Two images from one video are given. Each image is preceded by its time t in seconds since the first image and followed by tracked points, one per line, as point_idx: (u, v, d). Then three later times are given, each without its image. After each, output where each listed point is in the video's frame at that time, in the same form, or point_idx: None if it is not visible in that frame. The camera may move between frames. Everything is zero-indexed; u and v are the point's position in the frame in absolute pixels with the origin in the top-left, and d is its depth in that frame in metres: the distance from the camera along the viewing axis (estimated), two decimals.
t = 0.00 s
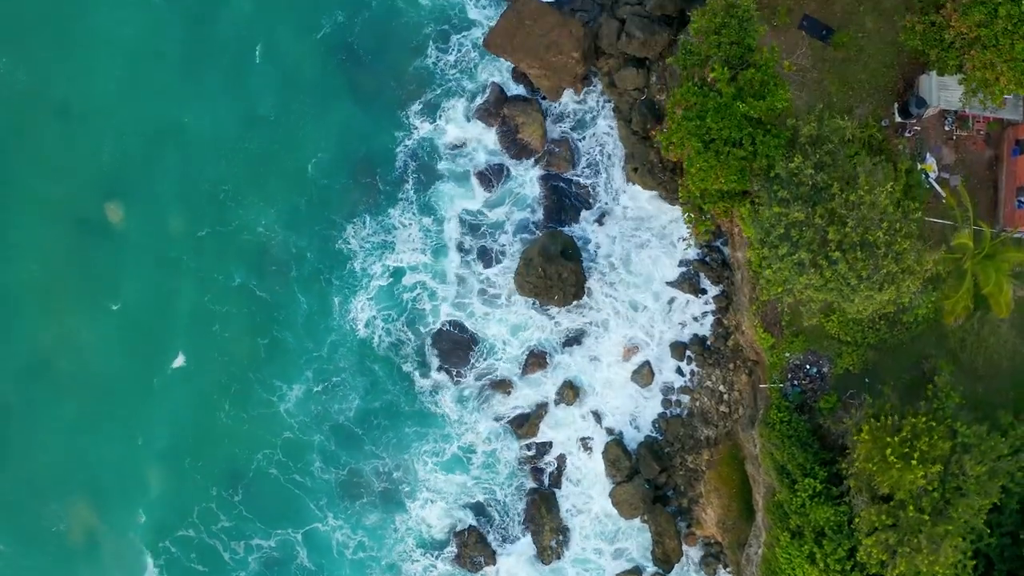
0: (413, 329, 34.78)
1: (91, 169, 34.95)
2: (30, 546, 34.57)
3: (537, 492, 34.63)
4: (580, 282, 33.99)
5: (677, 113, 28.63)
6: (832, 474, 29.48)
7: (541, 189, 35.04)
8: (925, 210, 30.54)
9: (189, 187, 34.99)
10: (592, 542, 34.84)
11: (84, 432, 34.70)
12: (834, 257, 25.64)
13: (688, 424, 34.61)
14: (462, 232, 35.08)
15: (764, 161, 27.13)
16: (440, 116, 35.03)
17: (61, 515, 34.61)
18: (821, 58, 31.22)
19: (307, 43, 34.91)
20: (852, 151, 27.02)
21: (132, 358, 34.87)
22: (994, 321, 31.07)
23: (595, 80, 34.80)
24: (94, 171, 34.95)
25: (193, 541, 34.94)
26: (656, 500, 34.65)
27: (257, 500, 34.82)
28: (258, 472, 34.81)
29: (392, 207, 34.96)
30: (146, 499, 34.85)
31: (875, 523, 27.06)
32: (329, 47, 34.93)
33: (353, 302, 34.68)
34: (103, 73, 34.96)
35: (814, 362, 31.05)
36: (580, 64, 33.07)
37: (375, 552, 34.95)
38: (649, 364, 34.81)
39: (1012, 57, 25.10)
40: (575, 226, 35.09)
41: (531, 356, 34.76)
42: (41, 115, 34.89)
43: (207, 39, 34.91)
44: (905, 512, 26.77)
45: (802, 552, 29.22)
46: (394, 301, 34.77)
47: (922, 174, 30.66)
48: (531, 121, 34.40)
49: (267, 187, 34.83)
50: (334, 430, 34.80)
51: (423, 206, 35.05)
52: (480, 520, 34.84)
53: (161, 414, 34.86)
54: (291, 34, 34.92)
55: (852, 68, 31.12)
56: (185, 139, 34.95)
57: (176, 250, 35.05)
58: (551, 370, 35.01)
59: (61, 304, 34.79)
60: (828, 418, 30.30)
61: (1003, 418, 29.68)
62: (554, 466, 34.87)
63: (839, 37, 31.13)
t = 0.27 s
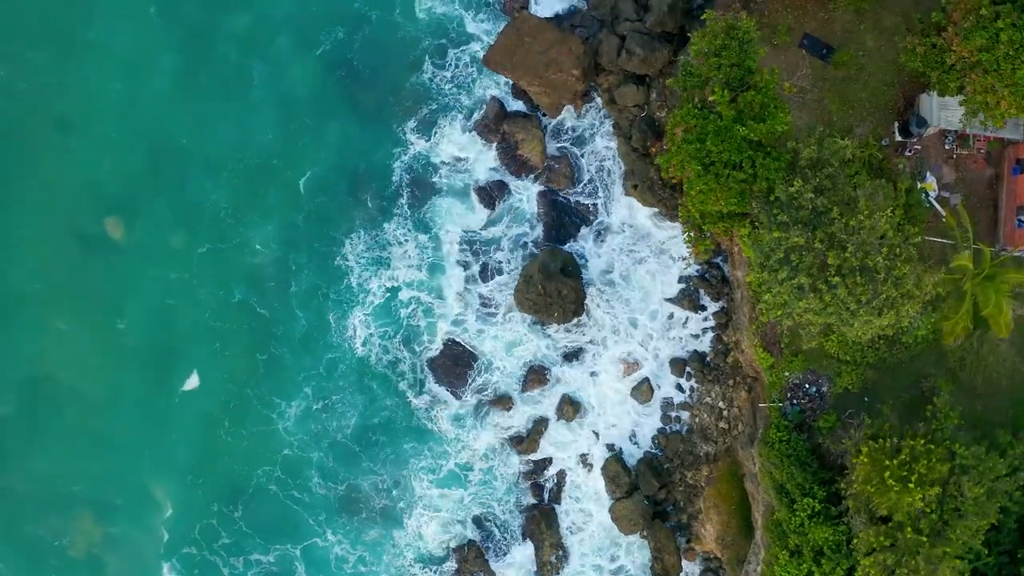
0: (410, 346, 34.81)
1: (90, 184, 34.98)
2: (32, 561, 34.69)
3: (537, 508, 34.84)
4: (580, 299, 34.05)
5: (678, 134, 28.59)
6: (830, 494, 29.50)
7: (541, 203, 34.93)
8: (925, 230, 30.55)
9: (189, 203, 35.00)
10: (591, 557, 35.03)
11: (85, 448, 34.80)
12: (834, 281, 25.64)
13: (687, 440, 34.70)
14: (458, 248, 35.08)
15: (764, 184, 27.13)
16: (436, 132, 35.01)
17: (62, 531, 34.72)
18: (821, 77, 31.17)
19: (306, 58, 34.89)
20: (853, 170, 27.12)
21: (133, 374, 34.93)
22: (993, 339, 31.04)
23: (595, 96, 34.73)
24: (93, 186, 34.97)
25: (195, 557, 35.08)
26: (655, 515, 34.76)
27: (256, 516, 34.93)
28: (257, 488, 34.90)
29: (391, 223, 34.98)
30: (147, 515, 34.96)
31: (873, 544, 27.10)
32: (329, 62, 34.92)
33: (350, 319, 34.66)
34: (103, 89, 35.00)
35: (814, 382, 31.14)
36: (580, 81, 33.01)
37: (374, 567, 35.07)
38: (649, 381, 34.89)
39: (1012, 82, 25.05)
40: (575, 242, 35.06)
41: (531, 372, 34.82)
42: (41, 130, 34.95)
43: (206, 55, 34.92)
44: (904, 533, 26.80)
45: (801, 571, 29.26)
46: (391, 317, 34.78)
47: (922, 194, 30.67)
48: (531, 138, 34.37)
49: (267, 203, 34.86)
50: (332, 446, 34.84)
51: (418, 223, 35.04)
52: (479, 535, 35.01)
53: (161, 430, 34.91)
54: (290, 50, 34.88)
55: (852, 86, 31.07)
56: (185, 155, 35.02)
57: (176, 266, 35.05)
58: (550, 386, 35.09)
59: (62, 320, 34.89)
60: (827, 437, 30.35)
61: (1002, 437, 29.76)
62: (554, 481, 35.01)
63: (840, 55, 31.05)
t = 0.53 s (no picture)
0: (406, 364, 34.87)
1: (90, 200, 35.05)
2: None
3: (537, 523, 34.97)
4: (580, 316, 34.09)
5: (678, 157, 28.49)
6: (829, 514, 29.57)
7: (541, 219, 34.89)
8: (924, 250, 30.55)
9: (188, 218, 35.02)
10: (591, 571, 35.20)
11: (86, 463, 34.95)
12: (833, 305, 25.66)
13: (687, 456, 34.80)
14: (455, 265, 35.08)
15: (763, 207, 27.16)
16: (432, 147, 34.99)
17: (63, 547, 34.89)
18: (822, 96, 31.13)
19: (307, 75, 35.03)
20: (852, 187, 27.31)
21: (133, 389, 35.03)
22: (992, 357, 31.25)
23: (595, 113, 34.70)
24: (93, 202, 35.05)
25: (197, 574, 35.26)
26: (655, 531, 34.88)
27: (256, 532, 35.10)
28: (256, 504, 35.06)
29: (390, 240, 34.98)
30: (148, 530, 35.13)
31: (871, 565, 27.25)
32: (330, 79, 35.03)
33: (347, 335, 34.74)
34: (103, 105, 35.09)
35: (813, 401, 31.24)
36: (580, 99, 32.98)
37: None
38: (648, 397, 34.95)
39: (1014, 107, 24.96)
40: (574, 258, 35.12)
41: (530, 388, 34.87)
42: (41, 146, 35.04)
43: (207, 72, 35.02)
44: (902, 555, 27.03)
45: None
46: (388, 334, 34.80)
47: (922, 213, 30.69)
48: (530, 154, 34.36)
49: (267, 220, 34.92)
50: (331, 463, 34.94)
51: (414, 239, 35.02)
52: (479, 551, 35.17)
53: (161, 446, 35.01)
54: (291, 67, 35.00)
55: (853, 105, 31.02)
56: (185, 171, 35.04)
57: (176, 281, 35.07)
58: (550, 402, 35.16)
59: (63, 335, 35.01)
60: (826, 456, 30.33)
61: (1000, 456, 29.82)
62: (554, 497, 35.12)
63: (840, 74, 31.01)
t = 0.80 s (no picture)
0: (402, 381, 34.88)
1: (91, 216, 35.14)
2: None
3: (536, 538, 34.99)
4: (580, 333, 34.08)
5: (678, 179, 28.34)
6: (828, 533, 29.57)
7: (541, 234, 34.84)
8: (923, 270, 30.53)
9: (189, 234, 35.09)
10: None
11: (89, 477, 35.15)
12: (832, 330, 25.65)
13: (686, 472, 34.87)
14: (451, 281, 35.09)
15: (763, 230, 27.19)
16: (429, 163, 35.00)
17: (67, 560, 35.25)
18: (821, 115, 31.11)
19: (307, 91, 35.06)
20: (852, 207, 27.54)
21: (135, 404, 35.14)
22: (990, 377, 31.05)
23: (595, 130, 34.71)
24: (94, 218, 35.16)
25: None
26: (654, 546, 34.98)
27: (256, 548, 35.24)
28: (256, 521, 35.18)
29: (389, 257, 34.98)
30: (149, 545, 35.37)
31: None
32: (330, 96, 35.04)
33: (344, 352, 34.81)
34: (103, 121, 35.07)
35: (812, 420, 31.39)
36: (580, 117, 32.97)
37: None
38: (647, 413, 34.97)
39: (1014, 132, 24.93)
40: (574, 275, 35.18)
41: (530, 403, 34.94)
42: (41, 162, 35.06)
43: (207, 87, 34.99)
44: None
45: None
46: (385, 350, 34.85)
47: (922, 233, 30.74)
48: (530, 171, 34.34)
49: (267, 237, 34.96)
50: (329, 479, 35.02)
51: (408, 256, 35.02)
52: (479, 566, 35.31)
53: (161, 461, 35.10)
54: (291, 83, 35.03)
55: (853, 125, 31.03)
56: (186, 187, 35.06)
57: (177, 297, 35.12)
58: (549, 418, 35.24)
59: (65, 351, 35.13)
60: (825, 475, 30.48)
61: (998, 475, 29.91)
62: (553, 512, 35.23)
63: (841, 93, 30.97)
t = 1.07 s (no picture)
0: (399, 398, 34.96)
1: (93, 231, 35.26)
2: None
3: (535, 554, 35.05)
4: (580, 350, 34.14)
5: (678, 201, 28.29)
6: (825, 552, 29.78)
7: (541, 250, 34.81)
8: (921, 291, 30.56)
9: (190, 250, 35.21)
10: None
11: (90, 491, 35.31)
12: (831, 355, 25.62)
13: (685, 488, 34.92)
14: (449, 298, 35.10)
15: (763, 253, 27.21)
16: (427, 178, 34.96)
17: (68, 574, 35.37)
18: (822, 134, 31.03)
19: (307, 107, 35.02)
20: (851, 227, 27.62)
21: (136, 419, 35.26)
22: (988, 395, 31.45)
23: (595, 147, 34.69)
24: (94, 233, 35.23)
25: None
26: (653, 562, 34.87)
27: (257, 564, 35.41)
28: (257, 537, 35.34)
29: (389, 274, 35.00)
30: (150, 559, 35.52)
31: None
32: (331, 112, 35.01)
33: (343, 368, 34.89)
34: (104, 137, 35.20)
35: (811, 439, 31.39)
36: (580, 134, 32.96)
37: None
38: (647, 430, 35.06)
39: (1015, 158, 25.02)
40: (574, 291, 35.08)
41: (530, 419, 34.89)
42: (41, 178, 35.15)
43: (208, 103, 35.08)
44: None
45: None
46: (383, 367, 34.93)
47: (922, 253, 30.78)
48: (530, 188, 34.30)
49: (269, 253, 35.06)
50: (329, 496, 35.13)
51: (406, 273, 35.04)
52: None
53: (162, 476, 35.22)
54: (292, 99, 35.01)
55: (854, 144, 30.94)
56: (187, 202, 35.15)
57: (178, 312, 35.24)
58: (549, 434, 35.29)
59: (66, 365, 35.27)
60: (824, 495, 30.58)
61: (996, 493, 29.95)
62: (553, 528, 35.31)
63: (841, 112, 30.89)
